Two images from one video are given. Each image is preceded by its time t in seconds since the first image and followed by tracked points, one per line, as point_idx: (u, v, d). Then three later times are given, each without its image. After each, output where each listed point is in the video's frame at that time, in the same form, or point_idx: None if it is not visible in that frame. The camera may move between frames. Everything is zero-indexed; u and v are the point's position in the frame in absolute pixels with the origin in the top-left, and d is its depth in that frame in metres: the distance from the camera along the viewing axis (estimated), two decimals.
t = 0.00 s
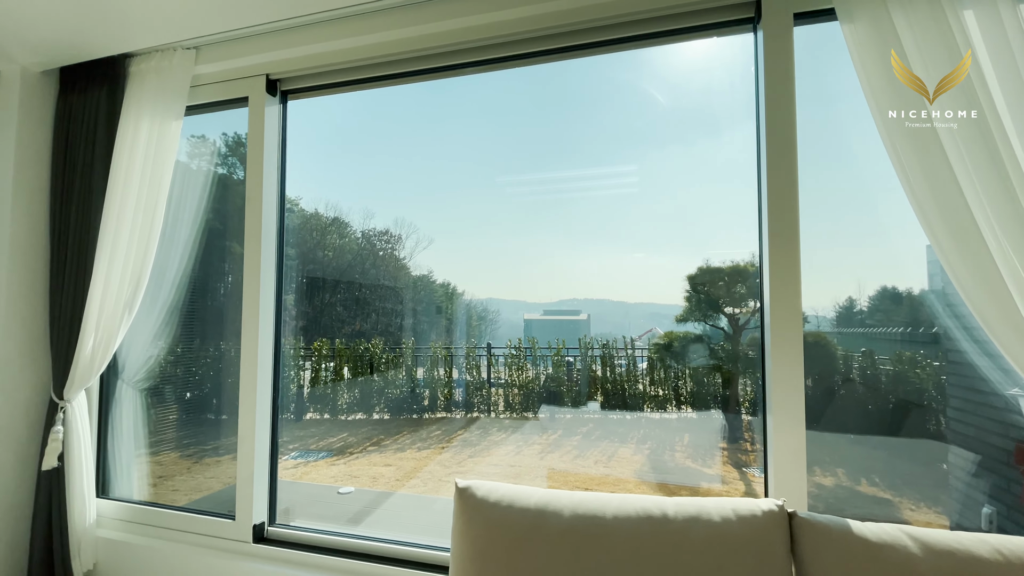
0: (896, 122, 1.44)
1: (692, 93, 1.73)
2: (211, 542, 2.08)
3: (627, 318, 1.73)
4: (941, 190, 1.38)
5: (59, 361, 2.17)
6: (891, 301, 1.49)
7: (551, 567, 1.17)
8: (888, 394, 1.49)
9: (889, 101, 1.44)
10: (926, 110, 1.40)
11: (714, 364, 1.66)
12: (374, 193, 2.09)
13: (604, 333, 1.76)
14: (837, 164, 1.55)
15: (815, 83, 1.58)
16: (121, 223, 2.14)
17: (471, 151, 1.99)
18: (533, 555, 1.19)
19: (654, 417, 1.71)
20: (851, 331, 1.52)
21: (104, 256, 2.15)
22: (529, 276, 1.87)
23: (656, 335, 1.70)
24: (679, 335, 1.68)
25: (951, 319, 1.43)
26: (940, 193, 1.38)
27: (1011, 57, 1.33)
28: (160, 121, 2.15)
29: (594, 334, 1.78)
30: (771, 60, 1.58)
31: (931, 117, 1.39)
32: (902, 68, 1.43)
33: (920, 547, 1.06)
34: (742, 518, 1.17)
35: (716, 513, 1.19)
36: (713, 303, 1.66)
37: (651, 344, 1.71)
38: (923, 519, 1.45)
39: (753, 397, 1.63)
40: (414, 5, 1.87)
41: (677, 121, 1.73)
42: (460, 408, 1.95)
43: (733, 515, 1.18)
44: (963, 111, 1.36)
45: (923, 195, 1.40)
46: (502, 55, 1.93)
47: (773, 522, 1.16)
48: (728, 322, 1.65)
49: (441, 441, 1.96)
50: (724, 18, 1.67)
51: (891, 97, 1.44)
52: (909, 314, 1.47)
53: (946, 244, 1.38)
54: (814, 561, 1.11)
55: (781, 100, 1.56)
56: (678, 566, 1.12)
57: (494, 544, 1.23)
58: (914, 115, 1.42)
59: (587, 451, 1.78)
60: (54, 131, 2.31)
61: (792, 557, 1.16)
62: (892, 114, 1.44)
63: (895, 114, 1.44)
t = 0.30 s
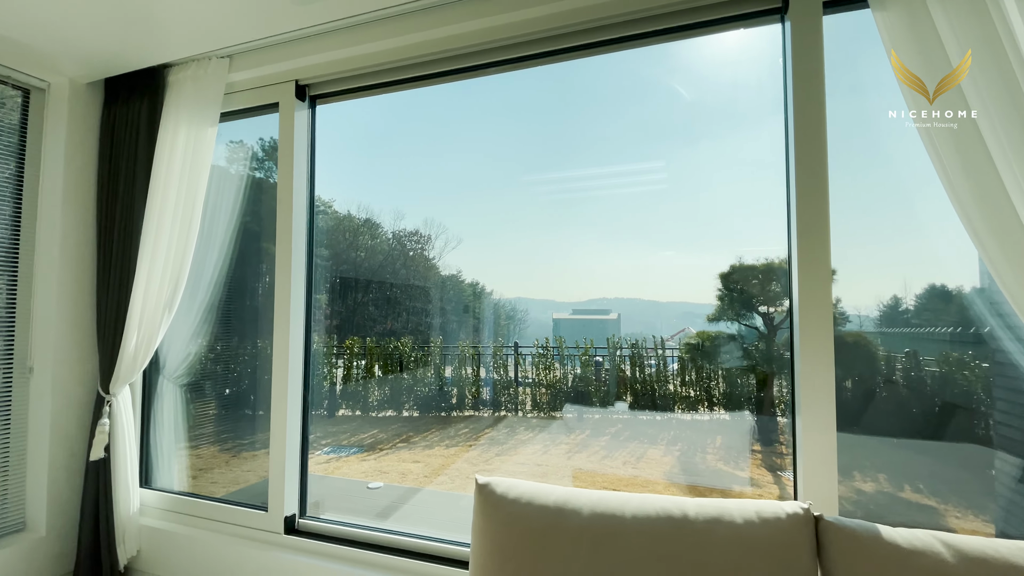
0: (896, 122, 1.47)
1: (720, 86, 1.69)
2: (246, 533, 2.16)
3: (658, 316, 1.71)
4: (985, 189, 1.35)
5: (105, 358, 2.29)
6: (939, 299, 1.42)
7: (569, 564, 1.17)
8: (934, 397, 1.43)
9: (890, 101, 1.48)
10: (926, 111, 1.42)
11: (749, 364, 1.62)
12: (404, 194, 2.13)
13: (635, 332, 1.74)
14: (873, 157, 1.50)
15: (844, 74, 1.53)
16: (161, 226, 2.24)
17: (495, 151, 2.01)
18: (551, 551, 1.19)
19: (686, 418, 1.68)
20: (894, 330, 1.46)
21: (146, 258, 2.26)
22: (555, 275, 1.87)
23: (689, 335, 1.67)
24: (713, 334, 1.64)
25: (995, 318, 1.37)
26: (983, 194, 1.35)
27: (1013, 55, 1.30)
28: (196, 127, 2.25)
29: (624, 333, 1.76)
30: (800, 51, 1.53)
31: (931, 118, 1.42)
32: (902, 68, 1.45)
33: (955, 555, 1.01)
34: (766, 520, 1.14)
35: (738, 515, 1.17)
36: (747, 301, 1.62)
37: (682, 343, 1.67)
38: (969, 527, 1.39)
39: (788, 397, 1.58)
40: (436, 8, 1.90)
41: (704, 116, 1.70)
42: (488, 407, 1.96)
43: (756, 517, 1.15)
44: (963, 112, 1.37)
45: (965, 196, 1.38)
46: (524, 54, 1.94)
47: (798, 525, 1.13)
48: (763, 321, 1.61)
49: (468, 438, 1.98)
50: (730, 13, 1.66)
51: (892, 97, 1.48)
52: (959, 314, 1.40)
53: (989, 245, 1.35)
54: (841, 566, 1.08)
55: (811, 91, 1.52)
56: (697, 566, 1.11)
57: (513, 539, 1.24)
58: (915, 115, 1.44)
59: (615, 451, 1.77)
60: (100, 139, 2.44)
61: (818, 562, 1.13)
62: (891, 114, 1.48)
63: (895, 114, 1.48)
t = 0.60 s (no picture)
0: (897, 122, 1.47)
1: (755, 80, 1.65)
2: (286, 522, 2.25)
3: (693, 315, 1.69)
4: None
5: (157, 353, 2.42)
6: (995, 299, 1.35)
7: (599, 559, 1.17)
8: (988, 401, 1.36)
9: (890, 101, 1.47)
10: (926, 111, 1.43)
11: (788, 364, 1.58)
12: (436, 195, 2.17)
13: (669, 331, 1.72)
14: (918, 150, 1.44)
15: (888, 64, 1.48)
16: (207, 228, 2.35)
17: (525, 150, 2.02)
18: (581, 546, 1.20)
19: (722, 420, 1.65)
20: (946, 330, 1.40)
21: (193, 259, 2.37)
22: (586, 274, 1.87)
23: (725, 334, 1.64)
24: (751, 333, 1.61)
25: None
26: None
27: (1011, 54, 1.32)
28: (239, 133, 2.34)
29: (657, 333, 1.74)
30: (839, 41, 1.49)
31: (931, 118, 1.43)
32: (902, 68, 1.46)
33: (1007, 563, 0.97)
34: (801, 522, 1.11)
35: (773, 514, 1.14)
36: (786, 299, 1.58)
37: (718, 343, 1.64)
38: None
39: (828, 399, 1.53)
40: (469, 9, 1.92)
41: (739, 110, 1.66)
42: (518, 405, 1.98)
43: (791, 517, 1.13)
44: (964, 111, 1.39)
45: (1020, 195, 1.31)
46: (555, 53, 1.94)
47: (835, 526, 1.10)
48: (803, 320, 1.57)
49: (499, 436, 2.00)
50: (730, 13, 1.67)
51: (892, 97, 1.47)
52: (1016, 313, 1.33)
53: None
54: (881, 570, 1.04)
55: (851, 82, 1.48)
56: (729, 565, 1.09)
57: (543, 533, 1.24)
58: (914, 115, 1.45)
59: (648, 451, 1.76)
60: (151, 146, 2.58)
61: (857, 565, 1.09)
62: (891, 114, 1.47)
63: (895, 114, 1.47)
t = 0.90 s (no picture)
0: (897, 122, 1.43)
1: (798, 70, 1.60)
2: (331, 512, 2.33)
3: (734, 314, 1.65)
4: None
5: (212, 348, 2.55)
6: None
7: (640, 556, 1.17)
8: None
9: (890, 101, 1.44)
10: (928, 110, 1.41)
11: (835, 365, 1.52)
12: (473, 195, 2.20)
13: (710, 330, 1.69)
14: (979, 139, 1.37)
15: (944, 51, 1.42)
16: (256, 229, 2.46)
17: (561, 148, 2.02)
18: (620, 544, 1.20)
19: (766, 421, 1.61)
20: (1010, 330, 1.32)
21: (244, 260, 2.48)
22: (622, 272, 1.85)
23: (769, 333, 1.60)
24: (797, 332, 1.56)
25: None
26: None
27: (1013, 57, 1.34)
28: (286, 138, 2.44)
29: (697, 332, 1.71)
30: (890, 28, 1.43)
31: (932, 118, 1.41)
32: (902, 68, 1.43)
33: None
34: (850, 523, 1.08)
35: (820, 515, 1.11)
36: (834, 297, 1.53)
37: (762, 343, 1.60)
38: None
39: (879, 401, 1.47)
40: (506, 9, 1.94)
41: (783, 103, 1.62)
42: (554, 404, 1.98)
43: (840, 518, 1.10)
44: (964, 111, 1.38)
45: None
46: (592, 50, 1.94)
47: (888, 528, 1.06)
48: (852, 319, 1.51)
49: (535, 434, 2.01)
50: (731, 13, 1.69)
51: (892, 97, 1.43)
52: None
53: None
54: None
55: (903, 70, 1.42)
56: (775, 564, 1.07)
57: (584, 529, 1.25)
58: (915, 114, 1.42)
59: (688, 452, 1.73)
60: (205, 152, 2.72)
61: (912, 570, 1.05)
62: (891, 113, 1.43)
63: (895, 114, 1.43)
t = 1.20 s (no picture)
0: (897, 122, 1.46)
1: (851, 56, 1.53)
2: (378, 503, 2.41)
3: (783, 312, 1.60)
4: None
5: (267, 344, 2.68)
6: None
7: (687, 556, 1.15)
8: None
9: (890, 102, 1.47)
10: (926, 111, 1.42)
11: (894, 366, 1.45)
12: (513, 194, 2.22)
13: (757, 329, 1.64)
14: None
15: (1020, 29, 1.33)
16: (306, 231, 2.57)
17: (601, 144, 2.00)
18: (666, 543, 1.19)
19: (819, 424, 1.55)
20: None
21: (295, 260, 2.60)
22: (664, 269, 1.82)
23: (822, 332, 1.54)
24: (853, 331, 1.50)
25: None
26: None
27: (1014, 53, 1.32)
28: (333, 142, 2.53)
29: (744, 331, 1.67)
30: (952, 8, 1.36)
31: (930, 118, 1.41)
32: (902, 68, 1.46)
33: None
34: (910, 529, 1.03)
35: (878, 519, 1.07)
36: (892, 294, 1.45)
37: (814, 342, 1.55)
38: None
39: (942, 404, 1.40)
40: (546, 7, 1.95)
41: (836, 91, 1.55)
42: (595, 403, 1.97)
43: (898, 523, 1.05)
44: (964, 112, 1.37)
45: None
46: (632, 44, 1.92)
47: (952, 534, 1.01)
48: (912, 317, 1.43)
49: (576, 433, 2.01)
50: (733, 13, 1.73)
51: (891, 98, 1.47)
52: None
53: None
54: None
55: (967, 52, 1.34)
56: (830, 569, 1.04)
57: (628, 527, 1.25)
58: (915, 115, 1.44)
59: (734, 455, 1.68)
60: (259, 158, 2.85)
61: None
62: (891, 114, 1.47)
63: (895, 114, 1.46)
